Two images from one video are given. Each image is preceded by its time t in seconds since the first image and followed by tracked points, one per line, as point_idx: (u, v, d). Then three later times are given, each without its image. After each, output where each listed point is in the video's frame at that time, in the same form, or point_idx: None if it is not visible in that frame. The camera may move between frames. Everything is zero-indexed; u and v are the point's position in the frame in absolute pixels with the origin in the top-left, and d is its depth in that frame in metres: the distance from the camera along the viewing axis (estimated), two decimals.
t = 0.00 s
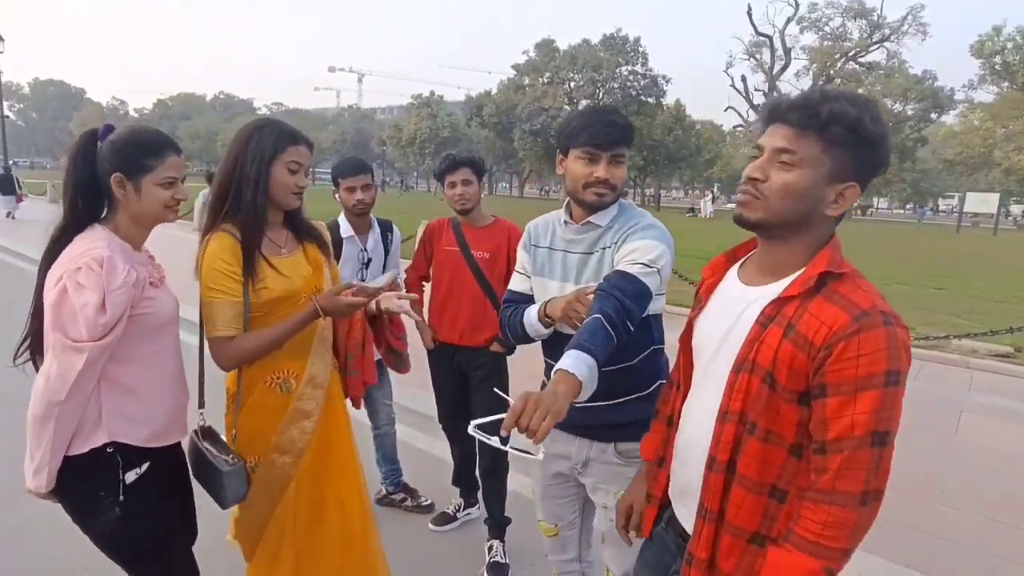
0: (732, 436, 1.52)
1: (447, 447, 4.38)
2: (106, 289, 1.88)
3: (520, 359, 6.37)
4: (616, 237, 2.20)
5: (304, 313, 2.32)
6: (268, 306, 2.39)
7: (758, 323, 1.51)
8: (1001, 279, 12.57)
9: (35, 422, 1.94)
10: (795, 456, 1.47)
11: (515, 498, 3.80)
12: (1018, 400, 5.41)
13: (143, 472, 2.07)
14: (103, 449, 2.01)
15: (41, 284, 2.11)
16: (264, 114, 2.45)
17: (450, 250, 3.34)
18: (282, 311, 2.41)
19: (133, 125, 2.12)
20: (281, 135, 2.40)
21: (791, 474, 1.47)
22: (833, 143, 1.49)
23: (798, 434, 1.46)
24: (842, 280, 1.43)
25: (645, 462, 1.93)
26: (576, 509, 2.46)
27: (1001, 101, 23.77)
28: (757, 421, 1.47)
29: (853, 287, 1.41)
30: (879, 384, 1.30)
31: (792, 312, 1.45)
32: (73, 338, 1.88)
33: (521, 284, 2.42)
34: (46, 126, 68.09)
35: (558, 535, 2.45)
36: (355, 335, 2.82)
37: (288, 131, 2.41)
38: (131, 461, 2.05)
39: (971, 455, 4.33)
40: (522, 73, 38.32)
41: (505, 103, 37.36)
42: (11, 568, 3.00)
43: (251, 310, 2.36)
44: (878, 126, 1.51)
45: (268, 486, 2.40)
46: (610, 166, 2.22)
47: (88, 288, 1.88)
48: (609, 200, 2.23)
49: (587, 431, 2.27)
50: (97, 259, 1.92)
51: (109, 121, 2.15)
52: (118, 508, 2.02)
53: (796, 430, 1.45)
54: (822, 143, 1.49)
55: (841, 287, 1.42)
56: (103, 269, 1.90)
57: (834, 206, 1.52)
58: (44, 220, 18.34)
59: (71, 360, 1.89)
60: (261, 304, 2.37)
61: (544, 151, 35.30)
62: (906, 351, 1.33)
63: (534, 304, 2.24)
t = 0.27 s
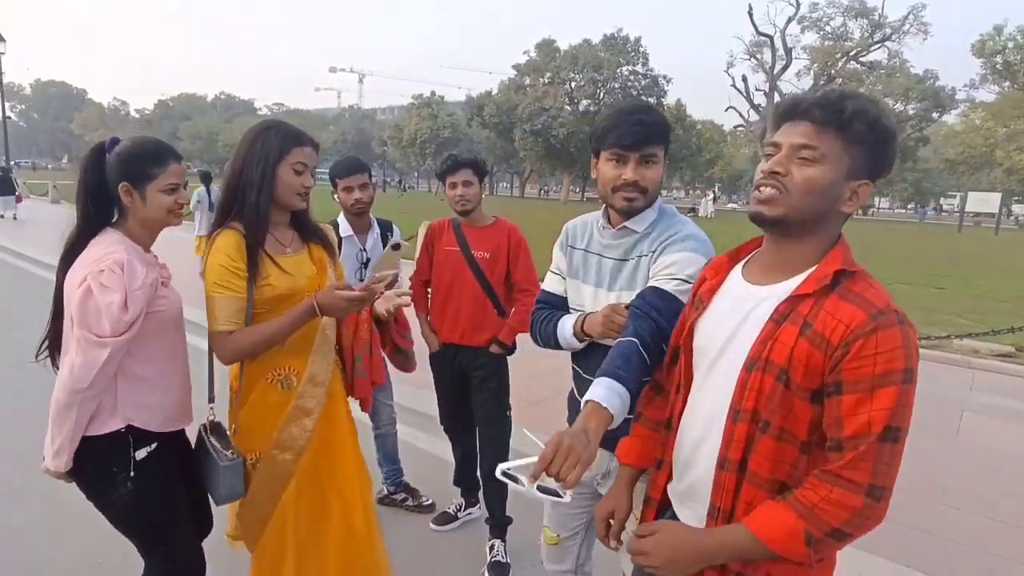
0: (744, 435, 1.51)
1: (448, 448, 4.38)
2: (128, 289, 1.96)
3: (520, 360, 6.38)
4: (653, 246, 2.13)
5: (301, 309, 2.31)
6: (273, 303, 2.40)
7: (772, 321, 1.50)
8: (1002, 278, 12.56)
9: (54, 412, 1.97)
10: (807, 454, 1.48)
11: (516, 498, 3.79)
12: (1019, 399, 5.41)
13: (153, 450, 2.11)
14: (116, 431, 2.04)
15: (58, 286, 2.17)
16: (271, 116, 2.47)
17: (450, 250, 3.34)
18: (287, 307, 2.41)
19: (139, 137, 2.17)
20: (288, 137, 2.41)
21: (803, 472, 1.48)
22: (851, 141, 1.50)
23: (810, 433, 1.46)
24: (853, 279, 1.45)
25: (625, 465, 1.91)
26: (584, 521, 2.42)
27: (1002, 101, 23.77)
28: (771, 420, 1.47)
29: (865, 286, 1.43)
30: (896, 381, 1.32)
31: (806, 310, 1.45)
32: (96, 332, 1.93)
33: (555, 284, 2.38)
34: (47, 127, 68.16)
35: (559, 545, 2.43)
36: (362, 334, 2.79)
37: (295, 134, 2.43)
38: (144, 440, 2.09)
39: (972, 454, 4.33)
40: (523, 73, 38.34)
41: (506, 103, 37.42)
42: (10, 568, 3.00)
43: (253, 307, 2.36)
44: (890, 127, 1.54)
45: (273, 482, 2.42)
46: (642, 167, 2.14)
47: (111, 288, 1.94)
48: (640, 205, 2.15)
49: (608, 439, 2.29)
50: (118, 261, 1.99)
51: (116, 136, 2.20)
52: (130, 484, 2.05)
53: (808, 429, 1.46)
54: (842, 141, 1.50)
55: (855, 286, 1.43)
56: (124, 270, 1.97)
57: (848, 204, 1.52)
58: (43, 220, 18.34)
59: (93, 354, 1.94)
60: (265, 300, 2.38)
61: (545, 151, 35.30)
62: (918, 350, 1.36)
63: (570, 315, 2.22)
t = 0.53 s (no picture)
0: (746, 435, 1.52)
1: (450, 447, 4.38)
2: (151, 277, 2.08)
3: (522, 360, 6.37)
4: (674, 250, 2.12)
5: (306, 303, 2.36)
6: (283, 297, 2.44)
7: (770, 322, 1.50)
8: (1007, 278, 12.51)
9: (78, 390, 2.09)
10: (816, 453, 1.47)
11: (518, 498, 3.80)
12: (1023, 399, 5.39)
13: (165, 423, 2.25)
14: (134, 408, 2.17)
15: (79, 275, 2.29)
16: (292, 119, 2.47)
17: (453, 250, 3.34)
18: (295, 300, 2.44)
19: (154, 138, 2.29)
20: (307, 143, 2.42)
21: (812, 470, 1.48)
22: (841, 138, 1.50)
23: (815, 432, 1.46)
24: (849, 277, 1.45)
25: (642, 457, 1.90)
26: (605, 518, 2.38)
27: (1005, 100, 23.70)
28: (775, 421, 1.48)
29: (862, 283, 1.42)
30: (902, 379, 1.31)
31: (803, 310, 1.45)
32: (119, 317, 2.04)
33: (575, 284, 2.39)
34: (50, 128, 68.36)
35: (579, 547, 2.40)
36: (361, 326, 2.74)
37: (314, 140, 2.43)
38: (158, 414, 2.22)
39: (976, 455, 4.32)
40: (525, 73, 38.35)
41: (508, 103, 37.43)
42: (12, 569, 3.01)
43: (263, 297, 2.40)
44: (883, 126, 1.53)
45: (278, 467, 2.49)
46: (667, 169, 2.11)
47: (134, 277, 2.06)
48: (664, 210, 2.13)
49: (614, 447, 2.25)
50: (140, 252, 2.11)
51: (132, 137, 2.33)
52: (146, 454, 2.18)
53: (812, 429, 1.46)
54: (831, 138, 1.50)
55: (852, 284, 1.42)
56: (146, 260, 2.09)
57: (841, 202, 1.52)
58: (47, 221, 18.39)
59: (116, 337, 2.05)
60: (275, 292, 2.41)
61: (547, 151, 35.28)
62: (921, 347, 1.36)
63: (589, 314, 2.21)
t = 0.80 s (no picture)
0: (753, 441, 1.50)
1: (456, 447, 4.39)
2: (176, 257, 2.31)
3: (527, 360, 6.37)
4: (682, 254, 2.07)
5: (317, 290, 2.39)
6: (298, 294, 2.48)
7: (769, 326, 1.50)
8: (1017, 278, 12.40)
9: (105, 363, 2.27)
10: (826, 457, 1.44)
11: (523, 498, 3.79)
12: None
13: (186, 399, 2.49)
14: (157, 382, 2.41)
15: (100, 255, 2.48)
16: (315, 122, 2.49)
17: (461, 251, 3.34)
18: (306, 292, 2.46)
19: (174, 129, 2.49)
20: (328, 148, 2.43)
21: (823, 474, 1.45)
22: (838, 138, 1.49)
23: (821, 434, 1.44)
24: (848, 277, 1.42)
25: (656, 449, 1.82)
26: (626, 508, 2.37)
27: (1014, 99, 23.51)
28: (777, 424, 1.47)
29: (861, 283, 1.40)
30: (904, 380, 1.27)
31: (801, 313, 1.44)
32: (147, 292, 2.25)
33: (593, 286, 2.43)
34: (59, 129, 68.85)
35: (585, 543, 2.39)
36: (365, 319, 2.73)
37: (335, 146, 2.45)
38: (178, 388, 2.46)
39: (985, 456, 4.28)
40: (530, 73, 38.37)
41: (514, 104, 37.46)
42: (20, 568, 3.03)
43: (279, 292, 2.45)
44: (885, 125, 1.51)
45: (286, 460, 2.53)
46: (620, 167, 2.14)
47: (161, 256, 2.28)
48: (621, 208, 2.17)
49: (623, 450, 2.21)
50: (163, 234, 2.32)
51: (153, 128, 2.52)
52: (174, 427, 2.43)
53: (817, 431, 1.44)
54: (826, 138, 1.49)
55: (852, 285, 1.40)
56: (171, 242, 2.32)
57: (838, 202, 1.51)
58: (56, 221, 18.52)
59: (144, 312, 2.26)
60: (288, 287, 2.45)
61: (552, 151, 35.26)
62: (928, 347, 1.31)
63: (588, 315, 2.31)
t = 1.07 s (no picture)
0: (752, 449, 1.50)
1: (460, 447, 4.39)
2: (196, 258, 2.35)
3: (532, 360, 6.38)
4: (672, 257, 2.02)
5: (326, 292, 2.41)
6: (309, 294, 2.48)
7: (745, 330, 1.49)
8: None
9: (124, 361, 2.32)
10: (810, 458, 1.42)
11: (528, 498, 3.79)
12: None
13: (201, 391, 2.54)
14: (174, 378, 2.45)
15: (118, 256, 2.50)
16: (327, 128, 2.50)
17: (467, 250, 3.33)
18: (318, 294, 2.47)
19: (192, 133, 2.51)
20: (340, 154, 2.44)
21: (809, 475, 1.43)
22: (814, 146, 1.48)
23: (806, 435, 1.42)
24: (816, 275, 1.41)
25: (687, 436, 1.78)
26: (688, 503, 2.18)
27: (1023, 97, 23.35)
28: (767, 428, 1.46)
29: (826, 280, 1.39)
30: (860, 369, 1.26)
31: (772, 315, 1.43)
32: (168, 293, 2.29)
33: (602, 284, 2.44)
34: (68, 131, 69.41)
35: (595, 536, 2.39)
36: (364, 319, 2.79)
37: (346, 152, 2.46)
38: (195, 382, 2.51)
39: (993, 457, 4.25)
40: (536, 73, 38.39)
41: (519, 104, 37.55)
42: (27, 567, 3.05)
43: (289, 293, 2.46)
44: (865, 140, 1.51)
45: (298, 457, 2.53)
46: (610, 165, 2.18)
47: (182, 258, 2.32)
48: (615, 204, 2.20)
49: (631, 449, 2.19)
50: (183, 235, 2.36)
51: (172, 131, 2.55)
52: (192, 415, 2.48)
53: (809, 435, 1.42)
54: (800, 145, 1.49)
55: (820, 283, 1.39)
56: (191, 244, 2.35)
57: (811, 209, 1.49)
58: (66, 222, 18.70)
59: (164, 312, 2.30)
60: (301, 287, 2.46)
61: (558, 152, 35.27)
62: (894, 336, 1.28)
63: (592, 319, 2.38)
